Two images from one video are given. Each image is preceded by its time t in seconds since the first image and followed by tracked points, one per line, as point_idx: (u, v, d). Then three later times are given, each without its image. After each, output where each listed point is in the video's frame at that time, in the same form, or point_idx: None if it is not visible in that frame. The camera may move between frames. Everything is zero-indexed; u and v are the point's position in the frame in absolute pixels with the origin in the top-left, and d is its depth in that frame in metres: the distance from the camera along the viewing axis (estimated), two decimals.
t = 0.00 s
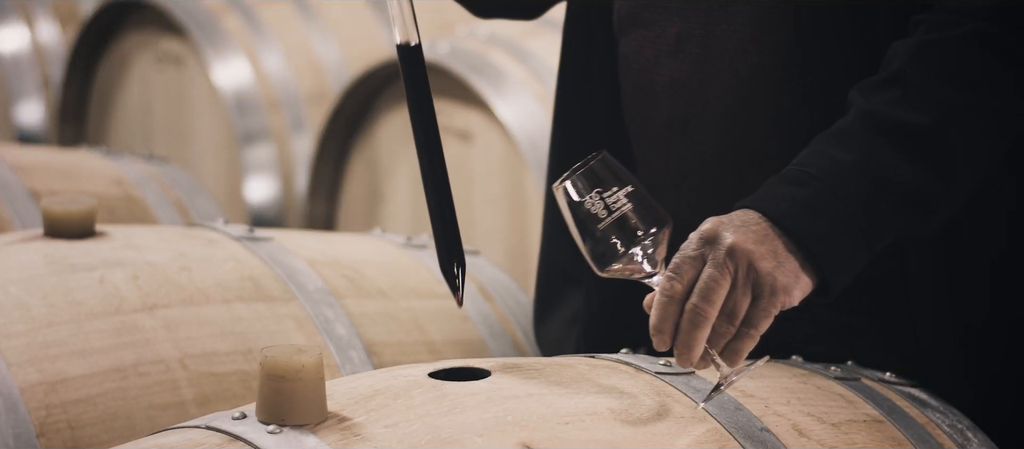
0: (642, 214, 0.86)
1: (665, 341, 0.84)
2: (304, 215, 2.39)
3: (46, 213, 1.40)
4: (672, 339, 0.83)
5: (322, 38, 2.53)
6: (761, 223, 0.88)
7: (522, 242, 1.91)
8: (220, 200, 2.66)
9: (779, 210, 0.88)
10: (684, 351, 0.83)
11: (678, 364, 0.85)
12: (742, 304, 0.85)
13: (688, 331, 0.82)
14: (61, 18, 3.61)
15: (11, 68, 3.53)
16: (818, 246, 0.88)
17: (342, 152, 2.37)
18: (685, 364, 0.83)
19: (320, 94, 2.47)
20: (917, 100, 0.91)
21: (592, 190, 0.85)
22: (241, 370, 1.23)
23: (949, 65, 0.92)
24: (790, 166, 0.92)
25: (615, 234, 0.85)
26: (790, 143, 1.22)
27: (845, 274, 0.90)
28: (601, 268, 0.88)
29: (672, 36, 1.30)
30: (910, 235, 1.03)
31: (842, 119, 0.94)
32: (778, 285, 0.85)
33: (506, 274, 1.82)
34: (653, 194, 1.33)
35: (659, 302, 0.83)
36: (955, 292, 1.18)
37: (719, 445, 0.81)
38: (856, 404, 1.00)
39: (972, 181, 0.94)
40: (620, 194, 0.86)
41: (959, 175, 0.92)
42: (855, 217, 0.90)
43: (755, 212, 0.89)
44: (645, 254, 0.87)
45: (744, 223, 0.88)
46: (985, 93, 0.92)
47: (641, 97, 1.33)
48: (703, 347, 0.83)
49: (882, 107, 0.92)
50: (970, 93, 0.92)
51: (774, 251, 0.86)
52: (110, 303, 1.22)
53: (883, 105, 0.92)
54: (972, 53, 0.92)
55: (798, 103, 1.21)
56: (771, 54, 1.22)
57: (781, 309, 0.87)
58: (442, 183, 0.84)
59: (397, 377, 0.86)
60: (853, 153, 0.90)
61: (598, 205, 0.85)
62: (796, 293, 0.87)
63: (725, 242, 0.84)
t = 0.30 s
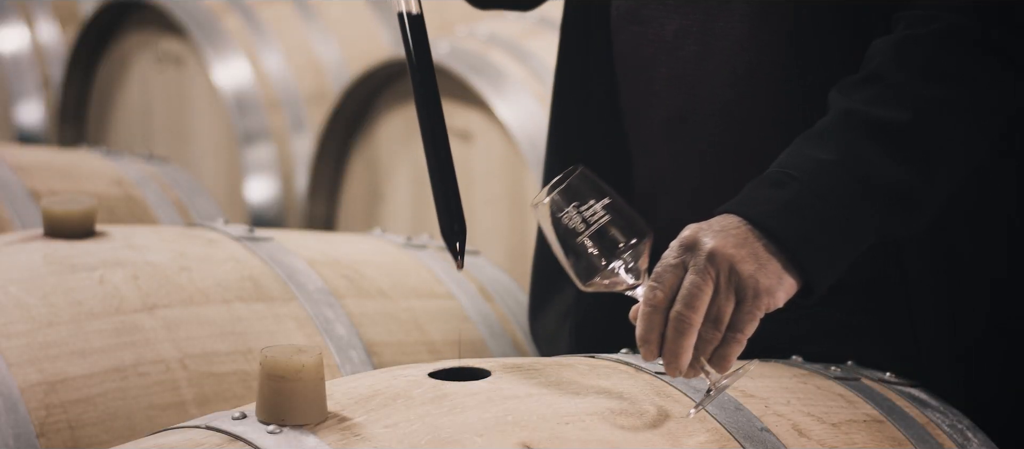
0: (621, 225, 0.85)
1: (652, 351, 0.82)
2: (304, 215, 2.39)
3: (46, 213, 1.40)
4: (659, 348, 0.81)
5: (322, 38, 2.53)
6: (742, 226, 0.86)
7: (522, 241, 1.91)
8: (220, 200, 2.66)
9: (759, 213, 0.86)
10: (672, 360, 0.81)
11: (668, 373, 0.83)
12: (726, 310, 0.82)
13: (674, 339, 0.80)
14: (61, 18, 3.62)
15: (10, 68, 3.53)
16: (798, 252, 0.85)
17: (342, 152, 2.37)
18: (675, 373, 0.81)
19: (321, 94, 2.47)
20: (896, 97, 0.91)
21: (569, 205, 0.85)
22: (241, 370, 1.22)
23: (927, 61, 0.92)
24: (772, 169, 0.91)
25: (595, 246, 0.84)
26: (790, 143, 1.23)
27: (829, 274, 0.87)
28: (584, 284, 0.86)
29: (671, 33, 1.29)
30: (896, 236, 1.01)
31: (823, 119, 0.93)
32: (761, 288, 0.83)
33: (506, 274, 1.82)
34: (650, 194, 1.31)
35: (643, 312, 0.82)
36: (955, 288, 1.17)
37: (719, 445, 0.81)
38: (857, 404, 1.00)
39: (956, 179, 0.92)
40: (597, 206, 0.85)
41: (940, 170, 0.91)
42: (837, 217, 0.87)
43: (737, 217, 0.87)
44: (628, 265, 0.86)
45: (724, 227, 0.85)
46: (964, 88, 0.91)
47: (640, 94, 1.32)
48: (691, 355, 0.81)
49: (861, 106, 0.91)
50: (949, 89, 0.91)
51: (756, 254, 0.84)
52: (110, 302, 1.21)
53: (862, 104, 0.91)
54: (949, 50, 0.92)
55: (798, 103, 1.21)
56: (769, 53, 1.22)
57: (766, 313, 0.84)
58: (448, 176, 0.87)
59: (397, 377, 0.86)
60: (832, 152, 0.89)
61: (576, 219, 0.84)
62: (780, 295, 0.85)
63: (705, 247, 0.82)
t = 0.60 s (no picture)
0: (602, 237, 0.83)
1: (644, 362, 0.80)
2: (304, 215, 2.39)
3: (46, 213, 1.40)
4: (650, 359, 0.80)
5: (323, 38, 2.53)
6: (724, 231, 0.85)
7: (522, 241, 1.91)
8: (220, 200, 2.66)
9: (740, 216, 0.85)
10: (664, 370, 0.79)
11: (661, 384, 0.81)
12: (713, 314, 0.81)
13: (664, 348, 0.78)
14: (61, 18, 3.62)
15: (10, 68, 3.52)
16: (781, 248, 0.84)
17: (342, 152, 2.37)
18: (668, 383, 0.79)
19: (321, 94, 2.48)
20: (874, 96, 0.90)
21: (548, 222, 0.83)
22: (241, 370, 1.22)
23: (907, 58, 0.91)
24: (754, 171, 0.90)
25: (578, 261, 0.82)
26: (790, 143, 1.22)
27: (811, 276, 0.87)
28: (571, 301, 0.85)
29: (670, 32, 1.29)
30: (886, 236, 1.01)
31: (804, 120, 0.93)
32: (746, 290, 0.82)
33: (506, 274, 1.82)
34: (650, 193, 1.31)
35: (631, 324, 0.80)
36: (947, 281, 1.17)
37: (719, 445, 0.81)
38: (857, 404, 1.00)
39: (940, 176, 0.92)
40: (577, 221, 0.84)
41: (923, 169, 0.91)
42: (816, 217, 0.87)
43: (717, 222, 0.86)
44: (613, 277, 0.84)
45: (704, 232, 0.85)
46: (944, 85, 0.90)
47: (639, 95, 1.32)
48: (682, 362, 0.79)
49: (841, 106, 0.91)
50: (929, 86, 0.90)
51: (738, 257, 0.83)
52: (110, 303, 1.21)
53: (842, 105, 0.91)
54: (927, 48, 0.91)
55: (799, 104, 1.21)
56: (768, 52, 1.22)
57: (753, 315, 0.83)
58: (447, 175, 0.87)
59: (397, 377, 0.86)
60: (810, 152, 0.89)
61: (556, 236, 0.83)
62: (765, 296, 0.84)
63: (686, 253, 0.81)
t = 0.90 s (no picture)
0: (587, 246, 0.83)
1: (634, 368, 0.80)
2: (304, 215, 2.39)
3: (46, 213, 1.40)
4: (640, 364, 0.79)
5: (323, 38, 2.54)
6: (711, 234, 0.85)
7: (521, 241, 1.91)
8: (220, 200, 2.66)
9: (725, 216, 0.85)
10: (654, 374, 0.79)
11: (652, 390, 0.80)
12: (700, 317, 0.81)
13: (653, 352, 0.78)
14: (61, 18, 3.62)
15: (10, 68, 3.52)
16: (769, 247, 0.85)
17: (342, 153, 2.37)
18: (659, 388, 0.79)
19: (321, 94, 2.49)
20: (860, 95, 0.90)
21: (534, 232, 0.83)
22: (241, 370, 1.22)
23: (892, 56, 0.90)
24: (738, 172, 0.90)
25: (565, 270, 0.82)
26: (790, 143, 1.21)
27: (797, 274, 0.88)
28: (559, 310, 0.84)
29: (667, 29, 1.29)
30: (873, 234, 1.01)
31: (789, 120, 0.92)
32: (734, 291, 0.83)
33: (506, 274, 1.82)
34: (649, 193, 1.32)
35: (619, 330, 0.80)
36: (939, 278, 1.17)
37: (719, 445, 0.81)
38: (857, 404, 1.00)
39: (926, 172, 0.92)
40: (562, 229, 0.83)
41: (909, 166, 0.91)
42: (801, 216, 0.87)
43: (704, 226, 0.86)
44: (601, 286, 0.83)
45: (690, 236, 0.85)
46: (930, 83, 0.90)
47: (637, 94, 1.32)
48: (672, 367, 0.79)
49: (826, 106, 0.90)
50: (915, 83, 0.90)
51: (723, 259, 0.84)
52: (110, 303, 1.21)
53: (827, 104, 0.91)
54: (914, 44, 0.90)
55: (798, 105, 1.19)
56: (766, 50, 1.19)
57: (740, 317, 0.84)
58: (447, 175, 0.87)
59: (397, 377, 0.86)
60: (794, 152, 0.89)
61: (541, 246, 0.83)
62: (752, 297, 0.85)
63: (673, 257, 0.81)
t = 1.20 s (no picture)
0: (579, 227, 0.83)
1: (617, 351, 0.82)
2: (304, 215, 2.39)
3: (46, 213, 1.40)
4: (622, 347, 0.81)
5: (323, 38, 2.55)
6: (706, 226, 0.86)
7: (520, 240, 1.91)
8: (220, 200, 2.66)
9: (717, 208, 0.86)
10: (636, 359, 0.80)
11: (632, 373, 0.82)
12: (688, 308, 0.83)
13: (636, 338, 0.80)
14: (61, 18, 3.63)
15: (10, 68, 3.52)
16: (766, 242, 0.86)
17: (341, 153, 2.37)
18: (638, 373, 0.81)
19: (321, 94, 2.51)
20: (857, 91, 0.90)
21: (529, 207, 0.85)
22: (241, 370, 1.22)
23: (890, 53, 0.90)
24: (733, 164, 0.91)
25: (553, 248, 0.83)
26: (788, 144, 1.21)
27: (789, 268, 0.89)
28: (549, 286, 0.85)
29: (665, 27, 1.29)
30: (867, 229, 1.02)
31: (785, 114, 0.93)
32: (722, 285, 0.84)
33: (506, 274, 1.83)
34: (647, 194, 1.31)
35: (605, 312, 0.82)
36: (938, 278, 1.16)
37: (719, 445, 0.81)
38: (857, 404, 1.00)
39: (922, 170, 0.92)
40: (556, 208, 0.84)
41: (906, 163, 0.90)
42: (796, 211, 0.88)
43: (699, 216, 0.87)
44: (590, 267, 0.83)
45: (684, 226, 0.86)
46: (929, 81, 0.89)
47: (635, 93, 1.32)
48: (655, 353, 0.80)
49: (822, 101, 0.90)
50: (912, 80, 0.89)
51: (715, 251, 0.85)
52: (110, 303, 1.21)
53: (823, 99, 0.91)
54: (914, 41, 0.89)
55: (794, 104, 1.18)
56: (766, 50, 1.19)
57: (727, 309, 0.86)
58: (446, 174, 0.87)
59: (397, 377, 0.86)
60: (789, 146, 0.89)
61: (533, 222, 0.84)
62: (741, 291, 0.86)
63: (665, 246, 0.83)
